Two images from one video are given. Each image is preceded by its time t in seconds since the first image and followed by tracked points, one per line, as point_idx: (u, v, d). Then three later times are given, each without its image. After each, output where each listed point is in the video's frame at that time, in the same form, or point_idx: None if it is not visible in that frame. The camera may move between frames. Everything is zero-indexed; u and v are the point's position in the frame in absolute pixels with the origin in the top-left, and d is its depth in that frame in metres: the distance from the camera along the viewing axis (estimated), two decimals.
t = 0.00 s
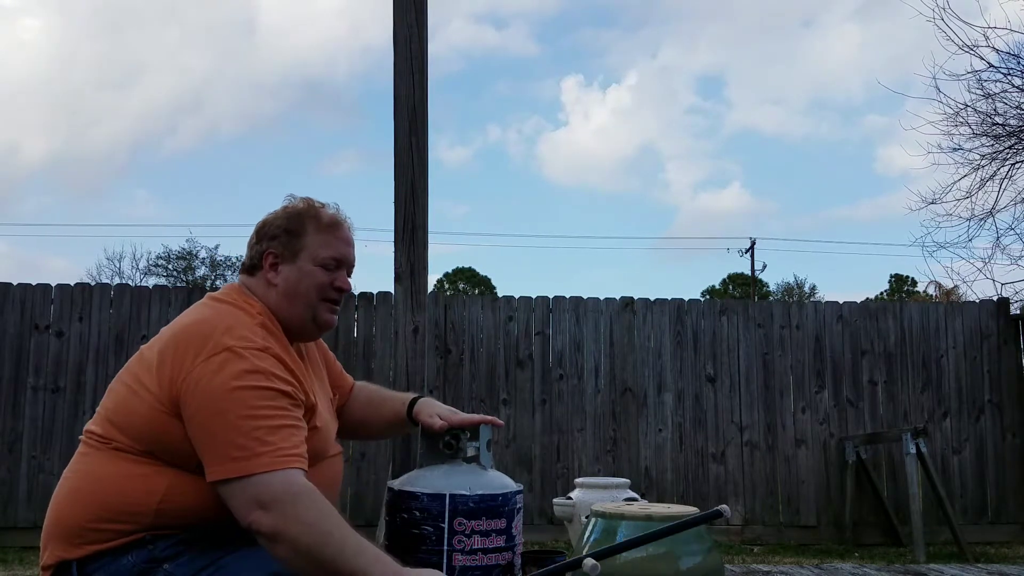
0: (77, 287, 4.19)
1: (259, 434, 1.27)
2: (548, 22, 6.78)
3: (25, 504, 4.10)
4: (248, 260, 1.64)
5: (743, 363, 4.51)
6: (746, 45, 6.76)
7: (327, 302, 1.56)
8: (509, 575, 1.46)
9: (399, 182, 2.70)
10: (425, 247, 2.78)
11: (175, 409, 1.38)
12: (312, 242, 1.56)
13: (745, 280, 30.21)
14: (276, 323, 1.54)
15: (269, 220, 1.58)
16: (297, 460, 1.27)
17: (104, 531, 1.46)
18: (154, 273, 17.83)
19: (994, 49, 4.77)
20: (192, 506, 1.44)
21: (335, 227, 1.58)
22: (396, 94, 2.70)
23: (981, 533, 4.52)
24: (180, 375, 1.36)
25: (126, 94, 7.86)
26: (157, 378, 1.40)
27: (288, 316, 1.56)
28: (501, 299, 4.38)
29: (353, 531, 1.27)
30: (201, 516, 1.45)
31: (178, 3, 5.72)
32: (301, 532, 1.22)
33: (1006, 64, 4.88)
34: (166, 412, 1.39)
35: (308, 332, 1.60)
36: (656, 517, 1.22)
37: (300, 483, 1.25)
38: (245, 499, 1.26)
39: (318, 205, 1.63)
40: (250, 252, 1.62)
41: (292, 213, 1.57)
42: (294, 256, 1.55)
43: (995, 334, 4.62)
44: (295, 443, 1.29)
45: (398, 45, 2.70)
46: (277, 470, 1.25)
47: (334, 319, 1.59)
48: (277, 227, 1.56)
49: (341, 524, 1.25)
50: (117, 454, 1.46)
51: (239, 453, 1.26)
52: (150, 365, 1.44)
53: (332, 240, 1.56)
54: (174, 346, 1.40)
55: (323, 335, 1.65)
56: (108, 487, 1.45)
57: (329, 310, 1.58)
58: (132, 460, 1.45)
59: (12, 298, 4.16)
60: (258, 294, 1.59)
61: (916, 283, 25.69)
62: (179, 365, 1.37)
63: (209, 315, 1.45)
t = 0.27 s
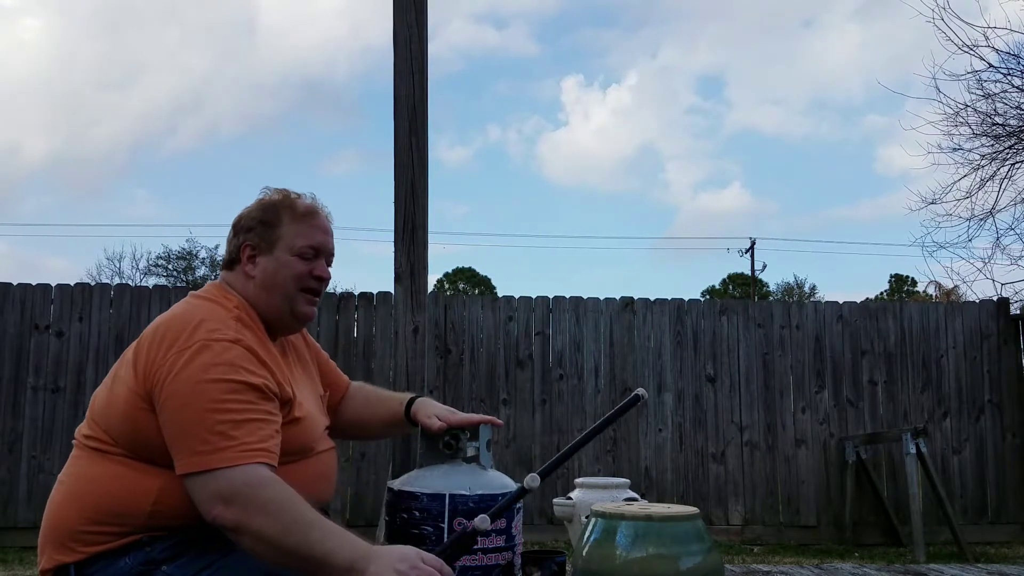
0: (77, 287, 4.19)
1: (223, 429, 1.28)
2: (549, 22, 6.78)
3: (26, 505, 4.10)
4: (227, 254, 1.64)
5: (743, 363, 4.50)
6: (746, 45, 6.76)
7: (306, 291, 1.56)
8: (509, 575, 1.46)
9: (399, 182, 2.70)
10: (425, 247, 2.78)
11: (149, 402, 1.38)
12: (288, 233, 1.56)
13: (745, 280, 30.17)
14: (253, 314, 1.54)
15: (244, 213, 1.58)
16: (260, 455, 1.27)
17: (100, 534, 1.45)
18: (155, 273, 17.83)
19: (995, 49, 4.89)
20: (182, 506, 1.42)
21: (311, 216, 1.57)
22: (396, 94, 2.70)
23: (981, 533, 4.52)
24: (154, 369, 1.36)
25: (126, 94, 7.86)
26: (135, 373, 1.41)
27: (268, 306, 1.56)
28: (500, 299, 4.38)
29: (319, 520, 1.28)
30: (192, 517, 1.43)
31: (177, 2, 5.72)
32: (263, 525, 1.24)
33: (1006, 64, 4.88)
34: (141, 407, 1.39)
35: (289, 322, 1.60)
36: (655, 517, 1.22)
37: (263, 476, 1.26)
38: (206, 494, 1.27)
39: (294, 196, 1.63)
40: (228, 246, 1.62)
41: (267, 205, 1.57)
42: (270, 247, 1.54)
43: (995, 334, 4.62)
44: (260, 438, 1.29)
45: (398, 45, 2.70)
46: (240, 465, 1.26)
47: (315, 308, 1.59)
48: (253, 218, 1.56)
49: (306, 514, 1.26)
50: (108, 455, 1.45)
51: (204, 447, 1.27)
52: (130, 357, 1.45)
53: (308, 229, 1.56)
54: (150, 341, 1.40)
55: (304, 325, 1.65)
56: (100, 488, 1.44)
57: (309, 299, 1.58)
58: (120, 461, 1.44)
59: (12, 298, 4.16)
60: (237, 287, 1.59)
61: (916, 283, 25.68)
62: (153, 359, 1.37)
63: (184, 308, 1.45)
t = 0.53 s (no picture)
0: (77, 287, 4.19)
1: (207, 425, 1.28)
2: (549, 22, 6.79)
3: (25, 504, 4.10)
4: (213, 251, 1.64)
5: (743, 363, 4.50)
6: (746, 45, 6.76)
7: (289, 282, 1.56)
8: (509, 575, 1.46)
9: (399, 182, 2.70)
10: (424, 247, 2.78)
11: (137, 398, 1.38)
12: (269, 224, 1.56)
13: (745, 280, 30.13)
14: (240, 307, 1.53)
15: (226, 207, 1.58)
16: (245, 450, 1.28)
17: (98, 533, 1.45)
18: (155, 273, 17.83)
19: (994, 48, 4.94)
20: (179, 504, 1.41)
21: (293, 206, 1.57)
22: (395, 94, 2.70)
23: (981, 533, 4.52)
24: (140, 365, 1.36)
25: (127, 94, 7.86)
26: (124, 369, 1.41)
27: (253, 299, 1.56)
28: (500, 299, 4.38)
29: (310, 503, 1.30)
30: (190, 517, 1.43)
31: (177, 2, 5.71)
32: (252, 518, 1.25)
33: (1006, 64, 4.88)
34: (130, 403, 1.39)
35: (275, 315, 1.59)
36: (656, 517, 1.22)
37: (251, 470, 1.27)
38: (192, 489, 1.28)
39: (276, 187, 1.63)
40: (214, 242, 1.62)
41: (248, 197, 1.57)
42: (253, 240, 1.54)
43: (995, 334, 4.62)
44: (245, 433, 1.29)
45: (398, 45, 2.70)
46: (226, 460, 1.27)
47: (301, 300, 1.58)
48: (235, 211, 1.56)
49: (297, 501, 1.28)
50: (105, 455, 1.45)
51: (190, 443, 1.27)
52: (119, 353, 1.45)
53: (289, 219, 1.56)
54: (137, 337, 1.40)
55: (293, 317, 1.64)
56: (96, 488, 1.44)
57: (293, 291, 1.57)
58: (114, 460, 1.44)
59: (12, 298, 4.16)
60: (223, 282, 1.59)
61: (916, 283, 25.69)
62: (140, 355, 1.37)
63: (170, 304, 1.45)
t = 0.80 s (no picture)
0: (77, 287, 4.18)
1: (205, 419, 1.28)
2: (550, 22, 6.79)
3: (25, 505, 4.10)
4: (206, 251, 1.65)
5: (743, 363, 4.50)
6: (746, 45, 6.76)
7: (274, 277, 1.55)
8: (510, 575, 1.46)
9: (399, 182, 2.70)
10: (424, 246, 2.78)
11: (132, 394, 1.38)
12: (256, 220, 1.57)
13: (745, 280, 30.12)
14: (229, 303, 1.53)
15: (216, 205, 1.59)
16: (245, 443, 1.28)
17: (99, 533, 1.45)
18: (155, 273, 17.84)
19: (994, 49, 4.90)
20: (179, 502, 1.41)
21: (280, 202, 1.57)
22: (395, 95, 2.70)
23: (981, 533, 4.52)
24: (135, 361, 1.36)
25: (127, 94, 7.85)
26: (118, 366, 1.40)
27: (239, 295, 1.55)
28: (500, 299, 4.39)
29: (312, 490, 1.32)
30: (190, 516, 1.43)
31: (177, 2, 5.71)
32: (255, 510, 1.26)
33: (1006, 64, 4.88)
34: (125, 399, 1.38)
35: (264, 312, 1.59)
36: (655, 517, 1.22)
37: (252, 462, 1.28)
38: (192, 484, 1.28)
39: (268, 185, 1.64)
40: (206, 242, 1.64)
41: (236, 194, 1.58)
42: (239, 236, 1.55)
43: (995, 334, 4.62)
44: (243, 427, 1.30)
45: (398, 45, 2.70)
46: (226, 454, 1.27)
47: (285, 297, 1.57)
48: (223, 209, 1.57)
49: (300, 490, 1.29)
50: (103, 454, 1.45)
51: (188, 437, 1.27)
52: (115, 350, 1.45)
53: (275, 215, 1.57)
54: (132, 333, 1.40)
55: (283, 315, 1.64)
56: (95, 487, 1.44)
57: (278, 287, 1.56)
58: (113, 458, 1.44)
59: (11, 298, 4.16)
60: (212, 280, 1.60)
61: (916, 283, 25.70)
62: (134, 351, 1.37)
63: (162, 301, 1.45)
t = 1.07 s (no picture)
0: (77, 287, 4.18)
1: (201, 420, 1.28)
2: (550, 22, 6.79)
3: (26, 505, 4.10)
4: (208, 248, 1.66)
5: (743, 363, 4.50)
6: (746, 45, 6.76)
7: (268, 281, 1.55)
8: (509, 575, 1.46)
9: (399, 182, 2.70)
10: (424, 246, 2.78)
11: (129, 394, 1.38)
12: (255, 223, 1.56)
13: (746, 280, 30.11)
14: (225, 302, 1.53)
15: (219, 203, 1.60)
16: (241, 443, 1.28)
17: (98, 534, 1.45)
18: (155, 273, 17.84)
19: (994, 49, 4.85)
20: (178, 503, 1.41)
21: (281, 206, 1.57)
22: (396, 95, 2.70)
23: (981, 533, 4.52)
24: (131, 361, 1.36)
25: (127, 94, 7.85)
26: (115, 367, 1.40)
27: (234, 297, 1.55)
28: (500, 299, 4.39)
29: (309, 492, 1.33)
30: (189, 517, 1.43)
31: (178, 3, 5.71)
32: (252, 511, 1.26)
33: (1006, 64, 4.88)
34: (122, 400, 1.38)
35: (259, 316, 1.59)
36: (655, 517, 1.22)
37: (250, 464, 1.28)
38: (189, 485, 1.28)
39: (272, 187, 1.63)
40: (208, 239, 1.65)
41: (238, 195, 1.58)
42: (238, 237, 1.55)
43: (995, 334, 4.62)
44: (239, 427, 1.30)
45: (398, 45, 2.70)
46: (222, 454, 1.27)
47: (279, 302, 1.56)
48: (224, 208, 1.58)
49: (296, 492, 1.29)
50: (102, 454, 1.45)
51: (184, 438, 1.27)
52: (112, 351, 1.45)
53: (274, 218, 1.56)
54: (129, 334, 1.40)
55: (279, 318, 1.64)
56: (94, 488, 1.44)
57: (272, 291, 1.56)
58: (111, 459, 1.44)
59: (12, 298, 4.16)
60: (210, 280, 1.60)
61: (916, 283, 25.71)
62: (131, 351, 1.37)
63: (159, 300, 1.45)
